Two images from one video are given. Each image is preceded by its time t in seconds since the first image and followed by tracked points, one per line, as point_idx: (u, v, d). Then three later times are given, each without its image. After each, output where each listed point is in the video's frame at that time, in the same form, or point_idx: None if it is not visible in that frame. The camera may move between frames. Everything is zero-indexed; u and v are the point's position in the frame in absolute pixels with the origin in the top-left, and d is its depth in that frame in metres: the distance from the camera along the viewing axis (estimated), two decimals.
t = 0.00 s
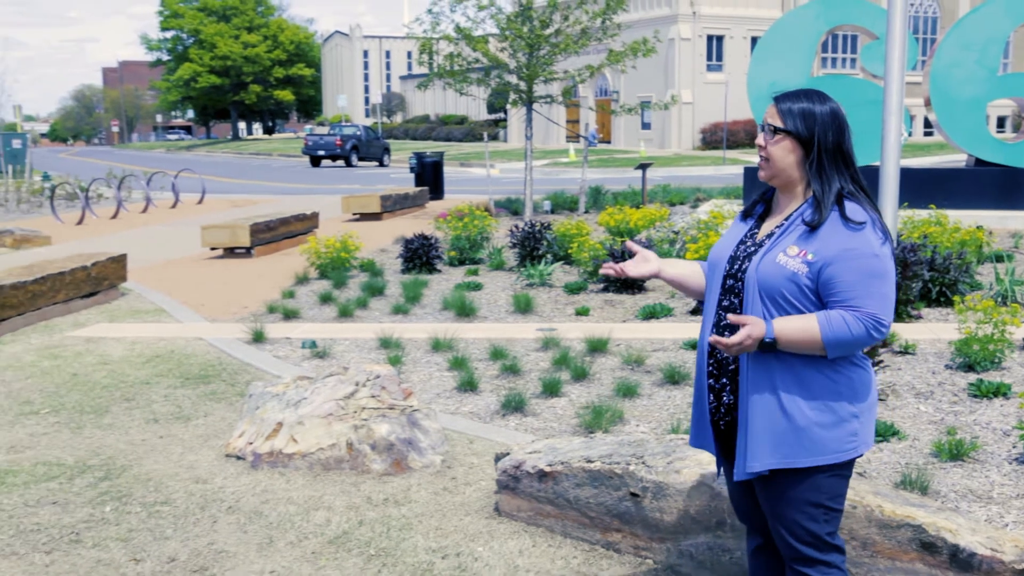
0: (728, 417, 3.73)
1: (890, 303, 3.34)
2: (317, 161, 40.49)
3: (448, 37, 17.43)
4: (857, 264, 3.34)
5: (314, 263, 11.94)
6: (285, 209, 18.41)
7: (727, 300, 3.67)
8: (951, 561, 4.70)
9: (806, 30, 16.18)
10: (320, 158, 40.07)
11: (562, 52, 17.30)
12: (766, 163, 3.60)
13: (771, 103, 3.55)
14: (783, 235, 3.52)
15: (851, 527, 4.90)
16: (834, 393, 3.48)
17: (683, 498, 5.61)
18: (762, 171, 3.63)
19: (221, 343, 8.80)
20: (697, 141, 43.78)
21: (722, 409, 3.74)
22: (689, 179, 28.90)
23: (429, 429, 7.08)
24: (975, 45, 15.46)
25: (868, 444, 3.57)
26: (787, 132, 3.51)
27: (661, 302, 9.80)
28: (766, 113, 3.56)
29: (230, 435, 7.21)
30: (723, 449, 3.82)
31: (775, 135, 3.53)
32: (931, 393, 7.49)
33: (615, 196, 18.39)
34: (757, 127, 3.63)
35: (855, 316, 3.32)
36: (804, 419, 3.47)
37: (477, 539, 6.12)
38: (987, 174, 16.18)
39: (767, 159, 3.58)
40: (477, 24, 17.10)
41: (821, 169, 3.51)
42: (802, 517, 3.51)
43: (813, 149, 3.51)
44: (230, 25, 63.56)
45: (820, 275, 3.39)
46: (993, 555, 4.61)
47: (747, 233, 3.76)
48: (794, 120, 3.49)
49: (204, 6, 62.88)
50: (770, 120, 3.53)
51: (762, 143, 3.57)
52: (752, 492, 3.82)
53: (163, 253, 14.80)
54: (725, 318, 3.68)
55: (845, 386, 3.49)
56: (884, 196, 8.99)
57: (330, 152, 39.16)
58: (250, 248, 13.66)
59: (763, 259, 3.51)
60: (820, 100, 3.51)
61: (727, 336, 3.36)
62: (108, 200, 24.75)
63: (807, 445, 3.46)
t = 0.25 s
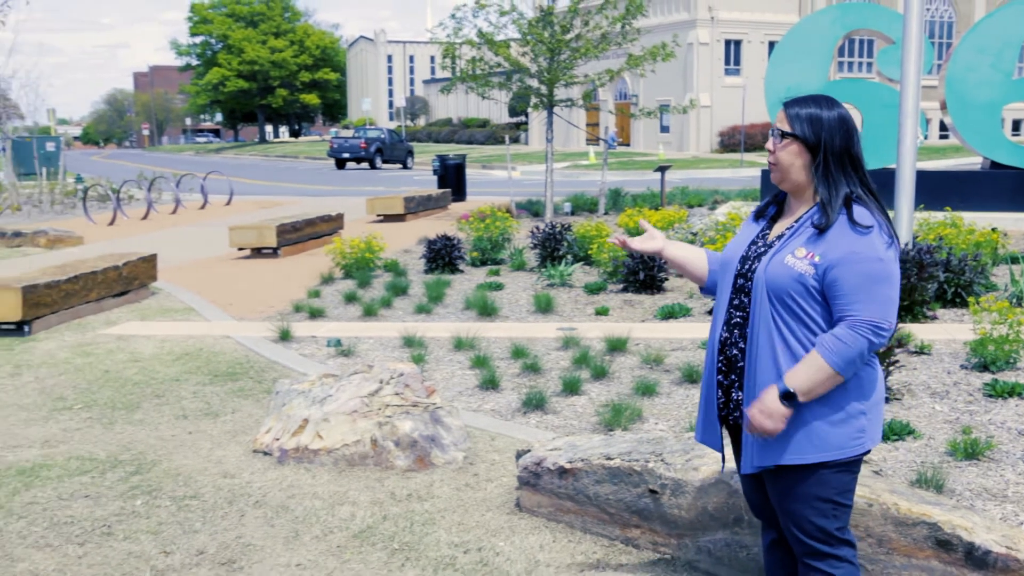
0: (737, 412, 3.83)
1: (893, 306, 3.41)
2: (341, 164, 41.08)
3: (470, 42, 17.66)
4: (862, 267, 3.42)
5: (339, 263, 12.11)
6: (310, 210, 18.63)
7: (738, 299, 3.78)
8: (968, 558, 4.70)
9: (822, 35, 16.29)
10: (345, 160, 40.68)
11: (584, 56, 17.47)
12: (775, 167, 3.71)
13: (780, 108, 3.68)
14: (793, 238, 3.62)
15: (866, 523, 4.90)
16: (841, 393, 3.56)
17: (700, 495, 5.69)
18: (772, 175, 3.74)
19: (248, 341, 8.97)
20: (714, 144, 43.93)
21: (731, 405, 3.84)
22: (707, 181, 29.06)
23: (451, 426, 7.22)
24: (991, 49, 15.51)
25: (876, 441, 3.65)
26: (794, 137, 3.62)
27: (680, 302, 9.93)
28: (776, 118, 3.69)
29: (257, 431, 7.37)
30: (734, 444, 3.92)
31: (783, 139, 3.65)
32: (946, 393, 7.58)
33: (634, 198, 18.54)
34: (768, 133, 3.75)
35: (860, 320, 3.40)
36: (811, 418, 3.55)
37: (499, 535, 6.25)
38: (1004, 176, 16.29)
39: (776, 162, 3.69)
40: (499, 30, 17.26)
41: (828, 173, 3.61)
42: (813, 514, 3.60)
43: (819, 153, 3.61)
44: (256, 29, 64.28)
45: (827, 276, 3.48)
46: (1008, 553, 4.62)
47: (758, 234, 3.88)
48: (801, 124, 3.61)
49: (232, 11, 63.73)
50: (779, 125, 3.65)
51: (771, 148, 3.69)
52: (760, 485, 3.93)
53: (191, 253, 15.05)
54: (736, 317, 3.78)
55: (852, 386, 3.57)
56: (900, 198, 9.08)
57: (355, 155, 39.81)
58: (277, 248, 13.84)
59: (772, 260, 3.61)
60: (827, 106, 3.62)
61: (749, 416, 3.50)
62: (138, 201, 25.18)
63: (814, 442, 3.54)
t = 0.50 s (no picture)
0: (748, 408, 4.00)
1: (898, 308, 3.56)
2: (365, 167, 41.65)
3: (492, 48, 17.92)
4: (867, 270, 3.58)
5: (364, 263, 12.34)
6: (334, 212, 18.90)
7: (749, 300, 3.96)
8: (978, 554, 4.71)
9: (838, 41, 16.50)
10: (369, 163, 41.23)
11: (602, 62, 17.58)
12: (787, 170, 3.88)
13: (793, 113, 3.84)
14: (803, 240, 3.78)
15: (878, 520, 4.92)
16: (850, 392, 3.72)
17: (716, 491, 5.82)
18: (785, 177, 3.91)
19: (275, 339, 9.19)
20: (730, 148, 44.14)
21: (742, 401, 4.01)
22: (723, 184, 29.27)
23: (473, 422, 7.41)
24: (1003, 56, 16.00)
25: (884, 438, 3.81)
26: (805, 142, 3.78)
27: (696, 302, 10.10)
28: (788, 123, 3.85)
29: (284, 426, 7.58)
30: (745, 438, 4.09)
31: (795, 144, 3.81)
32: (959, 392, 7.72)
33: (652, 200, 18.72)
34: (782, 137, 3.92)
35: (866, 322, 3.56)
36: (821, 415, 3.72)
37: (519, 528, 6.42)
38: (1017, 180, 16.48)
39: (788, 165, 3.86)
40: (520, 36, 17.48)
41: (837, 177, 3.76)
42: (822, 510, 3.76)
43: (829, 157, 3.77)
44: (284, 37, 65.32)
45: (833, 278, 3.64)
46: (1019, 550, 4.63)
47: (771, 235, 4.05)
48: (811, 130, 3.77)
49: (259, 17, 64.58)
50: (790, 129, 3.82)
51: (784, 152, 3.86)
52: (771, 481, 4.08)
53: (220, 253, 15.34)
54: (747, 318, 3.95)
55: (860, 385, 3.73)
56: (913, 200, 9.21)
57: (379, 158, 40.37)
58: (304, 248, 14.07)
59: (782, 262, 3.78)
60: (836, 112, 3.77)
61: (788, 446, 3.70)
62: (168, 202, 25.62)
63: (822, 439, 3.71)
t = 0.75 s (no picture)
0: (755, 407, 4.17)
1: (895, 308, 3.72)
2: (380, 170, 42.05)
3: (505, 54, 18.16)
4: (865, 272, 3.73)
5: (379, 263, 12.56)
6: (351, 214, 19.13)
7: (755, 301, 4.13)
8: (980, 550, 4.80)
9: (842, 48, 16.79)
10: (385, 165, 41.67)
11: (614, 67, 17.82)
12: (789, 174, 4.04)
13: (793, 120, 4.00)
14: (804, 243, 3.94)
15: (883, 515, 5.02)
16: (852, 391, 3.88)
17: (723, 487, 5.97)
18: (788, 181, 4.08)
19: (293, 338, 9.40)
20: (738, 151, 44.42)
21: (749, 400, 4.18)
22: (730, 186, 29.52)
23: (486, 419, 7.59)
24: (1004, 62, 16.44)
25: (888, 434, 3.96)
26: (804, 147, 3.94)
27: (704, 302, 10.29)
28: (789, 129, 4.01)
29: (302, 422, 7.78)
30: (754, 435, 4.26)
31: (795, 150, 3.98)
32: (961, 391, 7.88)
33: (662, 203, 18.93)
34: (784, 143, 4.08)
35: (864, 323, 3.71)
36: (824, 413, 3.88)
37: (530, 523, 6.59)
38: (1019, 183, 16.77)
39: (789, 170, 4.02)
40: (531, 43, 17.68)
41: (835, 181, 3.91)
42: (827, 505, 3.92)
43: (826, 162, 3.92)
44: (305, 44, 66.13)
45: (832, 280, 3.80)
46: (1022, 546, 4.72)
47: (776, 237, 4.22)
48: (809, 135, 3.92)
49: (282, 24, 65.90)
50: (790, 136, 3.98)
51: (786, 157, 4.02)
52: (777, 478, 4.25)
53: (239, 253, 15.60)
54: (753, 319, 4.12)
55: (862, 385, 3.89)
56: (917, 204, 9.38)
57: (394, 161, 40.81)
58: (321, 249, 14.29)
59: (784, 265, 3.95)
60: (833, 117, 3.92)
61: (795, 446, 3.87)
62: (189, 204, 25.99)
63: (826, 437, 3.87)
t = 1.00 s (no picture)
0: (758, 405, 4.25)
1: (891, 310, 3.76)
2: (392, 173, 42.48)
3: (515, 59, 18.42)
4: (860, 274, 3.78)
5: (392, 263, 12.78)
6: (364, 216, 19.41)
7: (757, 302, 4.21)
8: (979, 544, 4.80)
9: (844, 53, 17.11)
10: (398, 169, 42.14)
11: (621, 73, 18.03)
12: (792, 178, 4.10)
13: (795, 124, 4.05)
14: (803, 245, 4.01)
15: (883, 510, 5.04)
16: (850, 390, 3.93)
17: (728, 482, 6.13)
18: (792, 185, 4.13)
19: (309, 336, 9.63)
20: (743, 155, 44.79)
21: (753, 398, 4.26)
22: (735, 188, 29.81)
23: (497, 415, 7.79)
24: (1004, 67, 16.68)
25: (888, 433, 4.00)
26: (805, 151, 3.99)
27: (709, 302, 10.50)
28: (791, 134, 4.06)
29: (318, 418, 7.99)
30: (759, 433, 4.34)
31: (796, 154, 4.03)
32: (960, 389, 8.06)
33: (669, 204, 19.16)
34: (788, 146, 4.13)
35: (859, 325, 3.77)
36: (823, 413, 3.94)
37: (540, 516, 6.78)
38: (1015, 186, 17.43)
39: (792, 174, 4.07)
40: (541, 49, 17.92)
41: (834, 185, 3.94)
42: (825, 502, 3.99)
43: (826, 166, 3.96)
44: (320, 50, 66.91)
45: (829, 282, 3.86)
46: (1019, 540, 4.71)
47: (779, 240, 4.29)
48: (809, 140, 3.97)
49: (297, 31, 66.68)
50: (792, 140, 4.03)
51: (789, 161, 4.08)
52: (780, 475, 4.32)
53: (256, 254, 15.87)
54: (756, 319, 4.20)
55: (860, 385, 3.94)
56: (917, 205, 9.58)
57: (406, 164, 41.26)
58: (336, 250, 14.52)
59: (784, 267, 4.01)
60: (833, 122, 3.95)
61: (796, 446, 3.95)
62: (207, 205, 26.38)
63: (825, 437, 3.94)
